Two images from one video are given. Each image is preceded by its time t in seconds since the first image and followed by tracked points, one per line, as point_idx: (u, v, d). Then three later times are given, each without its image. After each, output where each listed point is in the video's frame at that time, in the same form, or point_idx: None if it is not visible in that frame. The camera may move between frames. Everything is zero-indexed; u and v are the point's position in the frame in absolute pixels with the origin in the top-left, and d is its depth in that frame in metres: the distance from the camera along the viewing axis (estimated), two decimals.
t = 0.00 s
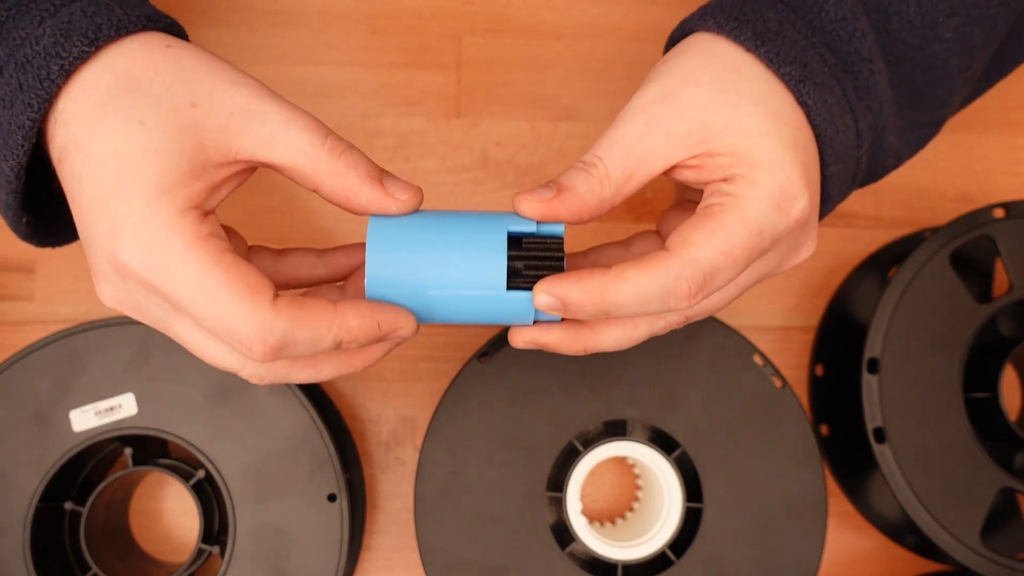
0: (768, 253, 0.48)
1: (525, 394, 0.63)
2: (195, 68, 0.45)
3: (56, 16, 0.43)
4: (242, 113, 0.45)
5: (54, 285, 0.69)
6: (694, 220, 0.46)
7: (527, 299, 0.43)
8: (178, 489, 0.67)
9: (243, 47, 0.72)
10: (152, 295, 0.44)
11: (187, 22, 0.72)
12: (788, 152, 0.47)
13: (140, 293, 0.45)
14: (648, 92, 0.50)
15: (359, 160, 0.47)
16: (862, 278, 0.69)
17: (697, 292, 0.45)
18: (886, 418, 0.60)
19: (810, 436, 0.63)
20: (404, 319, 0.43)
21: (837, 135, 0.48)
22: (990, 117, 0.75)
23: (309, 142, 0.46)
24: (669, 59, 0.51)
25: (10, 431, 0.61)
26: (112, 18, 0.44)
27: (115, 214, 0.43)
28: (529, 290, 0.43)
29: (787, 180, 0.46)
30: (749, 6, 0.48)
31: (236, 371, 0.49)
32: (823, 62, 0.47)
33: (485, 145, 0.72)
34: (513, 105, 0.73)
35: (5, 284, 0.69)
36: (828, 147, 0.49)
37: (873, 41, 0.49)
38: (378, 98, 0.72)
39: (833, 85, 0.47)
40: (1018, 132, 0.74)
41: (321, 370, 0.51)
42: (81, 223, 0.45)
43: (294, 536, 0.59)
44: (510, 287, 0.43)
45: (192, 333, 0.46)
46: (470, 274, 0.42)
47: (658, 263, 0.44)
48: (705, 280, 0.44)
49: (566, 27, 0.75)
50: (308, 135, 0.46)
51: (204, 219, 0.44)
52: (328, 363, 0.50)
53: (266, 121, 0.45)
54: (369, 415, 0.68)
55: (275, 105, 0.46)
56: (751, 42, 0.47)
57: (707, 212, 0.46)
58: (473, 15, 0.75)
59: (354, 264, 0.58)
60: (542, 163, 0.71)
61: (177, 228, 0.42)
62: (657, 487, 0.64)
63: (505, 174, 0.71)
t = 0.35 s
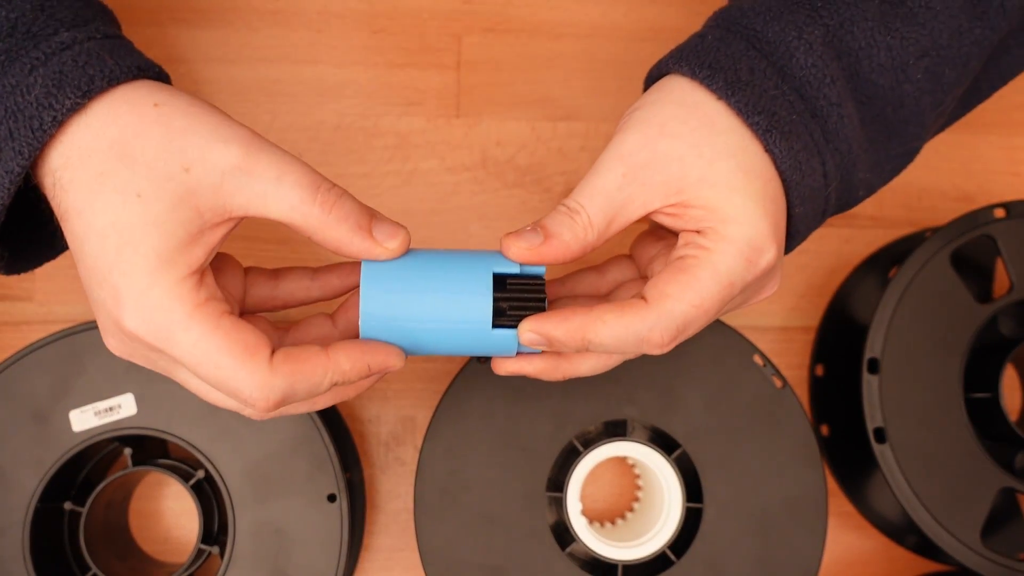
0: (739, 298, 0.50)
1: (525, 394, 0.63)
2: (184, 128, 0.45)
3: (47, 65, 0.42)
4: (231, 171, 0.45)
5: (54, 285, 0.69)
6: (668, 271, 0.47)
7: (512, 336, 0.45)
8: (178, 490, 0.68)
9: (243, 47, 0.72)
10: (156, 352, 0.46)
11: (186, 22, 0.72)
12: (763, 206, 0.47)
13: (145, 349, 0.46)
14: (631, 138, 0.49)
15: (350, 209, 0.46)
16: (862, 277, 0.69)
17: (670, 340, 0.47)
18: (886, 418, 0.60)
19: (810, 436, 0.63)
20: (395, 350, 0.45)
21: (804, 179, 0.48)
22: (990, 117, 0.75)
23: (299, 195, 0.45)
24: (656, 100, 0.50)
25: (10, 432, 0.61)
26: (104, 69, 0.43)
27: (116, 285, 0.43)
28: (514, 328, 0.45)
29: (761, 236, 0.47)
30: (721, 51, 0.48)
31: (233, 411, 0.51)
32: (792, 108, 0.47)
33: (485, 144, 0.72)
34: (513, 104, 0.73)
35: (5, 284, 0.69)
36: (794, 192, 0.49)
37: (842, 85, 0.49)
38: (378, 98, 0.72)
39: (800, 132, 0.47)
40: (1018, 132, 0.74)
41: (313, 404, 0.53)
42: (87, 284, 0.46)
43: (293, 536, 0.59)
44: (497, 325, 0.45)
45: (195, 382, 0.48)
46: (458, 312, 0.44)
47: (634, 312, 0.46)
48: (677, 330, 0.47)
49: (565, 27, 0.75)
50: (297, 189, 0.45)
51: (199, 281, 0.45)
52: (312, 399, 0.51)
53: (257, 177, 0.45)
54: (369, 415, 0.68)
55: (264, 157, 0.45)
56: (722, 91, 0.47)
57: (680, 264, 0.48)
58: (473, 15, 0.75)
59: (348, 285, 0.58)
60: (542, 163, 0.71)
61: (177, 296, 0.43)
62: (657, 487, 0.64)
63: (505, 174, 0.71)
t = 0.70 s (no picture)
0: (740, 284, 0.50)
1: (525, 393, 0.63)
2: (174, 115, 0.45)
3: (36, 48, 0.42)
4: (224, 159, 0.44)
5: (54, 285, 0.69)
6: (670, 257, 0.47)
7: (510, 318, 0.45)
8: (178, 490, 0.67)
9: (243, 47, 0.72)
10: (156, 341, 0.46)
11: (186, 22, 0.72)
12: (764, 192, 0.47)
13: (144, 337, 0.46)
14: (633, 127, 0.49)
15: (344, 193, 0.46)
16: (862, 277, 0.69)
17: (670, 324, 0.47)
18: (886, 418, 0.60)
19: (810, 436, 0.63)
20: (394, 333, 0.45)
21: (809, 168, 0.48)
22: (990, 117, 0.75)
23: (295, 181, 0.45)
24: (659, 90, 0.50)
25: (9, 432, 0.61)
26: (95, 53, 0.43)
27: (114, 274, 0.43)
28: (512, 310, 0.45)
29: (762, 221, 0.47)
30: (730, 40, 0.48)
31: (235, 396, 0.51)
32: (799, 97, 0.47)
33: (485, 144, 0.72)
34: (513, 104, 0.73)
35: (5, 285, 0.69)
36: (800, 180, 0.49)
37: (850, 75, 0.49)
38: (377, 98, 0.72)
39: (807, 121, 0.48)
40: (1018, 132, 0.74)
41: (315, 385, 0.53)
42: (85, 275, 0.46)
43: (293, 536, 0.59)
44: (494, 307, 0.45)
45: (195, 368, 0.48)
46: (456, 295, 0.44)
47: (634, 297, 0.46)
48: (677, 314, 0.47)
49: (565, 27, 0.75)
50: (292, 174, 0.45)
51: (197, 269, 0.45)
52: (311, 382, 0.51)
53: (250, 163, 0.45)
54: (369, 415, 0.67)
55: (258, 142, 0.45)
56: (730, 79, 0.47)
57: (682, 250, 0.47)
58: (473, 14, 0.75)
59: (345, 265, 0.58)
60: (542, 163, 0.71)
61: (176, 283, 0.43)
62: (657, 487, 0.64)
63: (505, 174, 0.71)
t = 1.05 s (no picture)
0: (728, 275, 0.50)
1: (525, 393, 0.63)
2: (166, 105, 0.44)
3: (34, 41, 0.43)
4: (214, 149, 0.44)
5: (54, 285, 0.69)
6: (656, 248, 0.47)
7: (498, 307, 0.45)
8: (178, 490, 0.67)
9: (243, 47, 0.72)
10: (149, 329, 0.46)
11: (186, 22, 0.72)
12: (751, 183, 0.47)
13: (137, 325, 0.47)
14: (626, 120, 0.49)
15: (335, 182, 0.46)
16: (862, 278, 0.69)
17: (655, 315, 0.47)
18: (886, 418, 0.60)
19: (810, 436, 0.63)
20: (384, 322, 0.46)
21: (799, 164, 0.48)
22: (990, 117, 0.74)
23: (286, 171, 0.45)
24: (653, 83, 0.50)
25: (10, 432, 0.61)
26: (90, 45, 0.44)
27: (106, 263, 0.44)
28: (500, 300, 0.45)
29: (750, 212, 0.47)
30: (723, 35, 0.48)
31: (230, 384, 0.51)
32: (791, 93, 0.48)
33: (485, 144, 0.72)
34: (513, 104, 0.73)
35: (5, 285, 0.69)
36: (790, 175, 0.49)
37: (842, 73, 0.49)
38: (378, 98, 0.72)
39: (798, 116, 0.48)
40: (1018, 132, 0.74)
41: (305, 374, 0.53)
42: (80, 265, 0.46)
43: (293, 536, 0.59)
44: (483, 297, 0.45)
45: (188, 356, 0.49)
46: (445, 286, 0.44)
47: (621, 289, 0.46)
48: (662, 306, 0.47)
49: (565, 27, 0.75)
50: (283, 164, 0.45)
51: (188, 258, 0.45)
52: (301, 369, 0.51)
53: (241, 154, 0.45)
54: (369, 415, 0.67)
55: (249, 134, 0.45)
56: (722, 74, 0.47)
57: (669, 242, 0.47)
58: (473, 14, 0.75)
59: (338, 255, 0.58)
60: (542, 163, 0.71)
61: (167, 273, 0.43)
62: (657, 487, 0.64)
63: (505, 174, 0.71)
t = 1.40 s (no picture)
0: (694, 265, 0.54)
1: (525, 393, 0.63)
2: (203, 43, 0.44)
3: None
4: (237, 88, 0.42)
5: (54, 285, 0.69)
6: (650, 252, 0.51)
7: (504, 312, 0.43)
8: (178, 490, 0.67)
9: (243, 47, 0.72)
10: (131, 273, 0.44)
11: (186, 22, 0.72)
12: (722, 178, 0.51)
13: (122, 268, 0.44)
14: (617, 114, 0.49)
15: (355, 151, 0.42)
16: (861, 278, 0.69)
17: (655, 316, 0.52)
18: (886, 418, 0.60)
19: (810, 436, 0.63)
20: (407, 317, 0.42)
21: (756, 155, 0.53)
22: (989, 117, 0.75)
23: (307, 128, 0.42)
24: (634, 78, 0.51)
25: (10, 431, 0.61)
26: None
27: (106, 186, 0.41)
28: (508, 304, 0.43)
29: (724, 218, 0.51)
30: (693, 30, 0.50)
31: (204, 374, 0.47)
32: (753, 91, 0.51)
33: (485, 144, 0.72)
34: (514, 105, 0.73)
35: (5, 285, 0.69)
36: (746, 169, 0.54)
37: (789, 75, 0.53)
38: (378, 99, 0.72)
39: (758, 112, 0.51)
40: (1018, 132, 0.74)
41: (281, 370, 0.48)
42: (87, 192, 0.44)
43: (294, 536, 0.59)
44: (494, 301, 0.42)
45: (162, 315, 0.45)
46: (465, 283, 0.41)
47: (630, 295, 0.49)
48: (664, 305, 0.51)
49: (565, 27, 0.75)
50: (305, 118, 0.42)
51: (191, 202, 0.42)
52: (281, 361, 0.47)
53: (264, 101, 0.42)
54: (369, 416, 0.67)
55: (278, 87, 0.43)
56: (696, 69, 0.49)
57: (660, 244, 0.51)
58: (474, 15, 0.75)
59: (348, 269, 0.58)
60: (542, 163, 0.71)
61: (163, 208, 0.41)
62: (657, 487, 0.64)
63: (505, 174, 0.71)
